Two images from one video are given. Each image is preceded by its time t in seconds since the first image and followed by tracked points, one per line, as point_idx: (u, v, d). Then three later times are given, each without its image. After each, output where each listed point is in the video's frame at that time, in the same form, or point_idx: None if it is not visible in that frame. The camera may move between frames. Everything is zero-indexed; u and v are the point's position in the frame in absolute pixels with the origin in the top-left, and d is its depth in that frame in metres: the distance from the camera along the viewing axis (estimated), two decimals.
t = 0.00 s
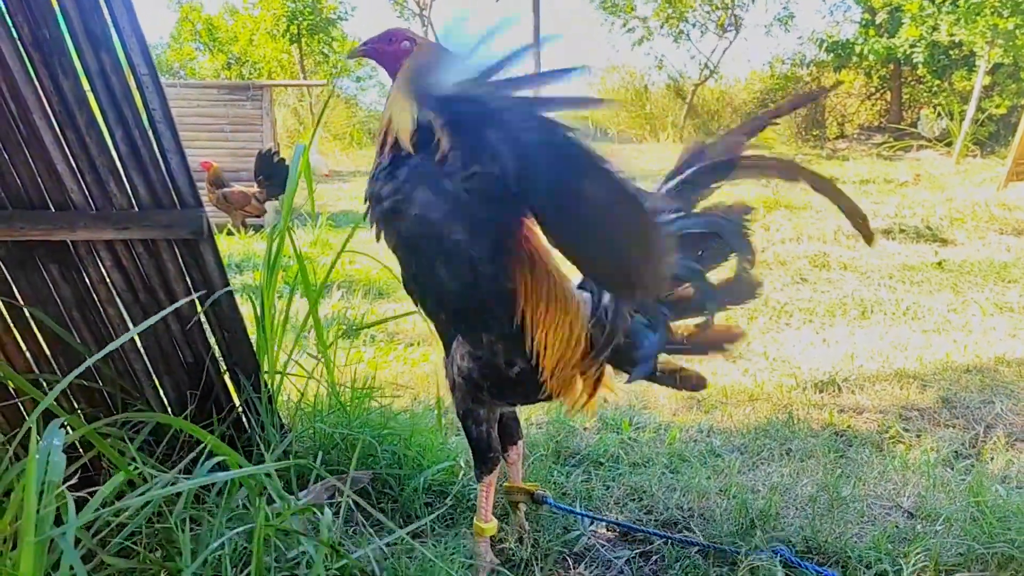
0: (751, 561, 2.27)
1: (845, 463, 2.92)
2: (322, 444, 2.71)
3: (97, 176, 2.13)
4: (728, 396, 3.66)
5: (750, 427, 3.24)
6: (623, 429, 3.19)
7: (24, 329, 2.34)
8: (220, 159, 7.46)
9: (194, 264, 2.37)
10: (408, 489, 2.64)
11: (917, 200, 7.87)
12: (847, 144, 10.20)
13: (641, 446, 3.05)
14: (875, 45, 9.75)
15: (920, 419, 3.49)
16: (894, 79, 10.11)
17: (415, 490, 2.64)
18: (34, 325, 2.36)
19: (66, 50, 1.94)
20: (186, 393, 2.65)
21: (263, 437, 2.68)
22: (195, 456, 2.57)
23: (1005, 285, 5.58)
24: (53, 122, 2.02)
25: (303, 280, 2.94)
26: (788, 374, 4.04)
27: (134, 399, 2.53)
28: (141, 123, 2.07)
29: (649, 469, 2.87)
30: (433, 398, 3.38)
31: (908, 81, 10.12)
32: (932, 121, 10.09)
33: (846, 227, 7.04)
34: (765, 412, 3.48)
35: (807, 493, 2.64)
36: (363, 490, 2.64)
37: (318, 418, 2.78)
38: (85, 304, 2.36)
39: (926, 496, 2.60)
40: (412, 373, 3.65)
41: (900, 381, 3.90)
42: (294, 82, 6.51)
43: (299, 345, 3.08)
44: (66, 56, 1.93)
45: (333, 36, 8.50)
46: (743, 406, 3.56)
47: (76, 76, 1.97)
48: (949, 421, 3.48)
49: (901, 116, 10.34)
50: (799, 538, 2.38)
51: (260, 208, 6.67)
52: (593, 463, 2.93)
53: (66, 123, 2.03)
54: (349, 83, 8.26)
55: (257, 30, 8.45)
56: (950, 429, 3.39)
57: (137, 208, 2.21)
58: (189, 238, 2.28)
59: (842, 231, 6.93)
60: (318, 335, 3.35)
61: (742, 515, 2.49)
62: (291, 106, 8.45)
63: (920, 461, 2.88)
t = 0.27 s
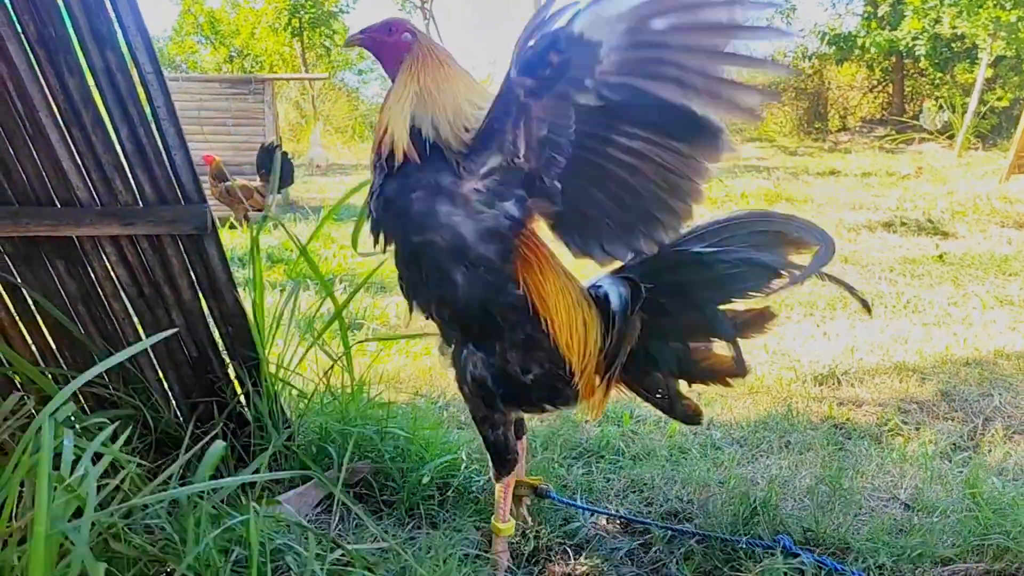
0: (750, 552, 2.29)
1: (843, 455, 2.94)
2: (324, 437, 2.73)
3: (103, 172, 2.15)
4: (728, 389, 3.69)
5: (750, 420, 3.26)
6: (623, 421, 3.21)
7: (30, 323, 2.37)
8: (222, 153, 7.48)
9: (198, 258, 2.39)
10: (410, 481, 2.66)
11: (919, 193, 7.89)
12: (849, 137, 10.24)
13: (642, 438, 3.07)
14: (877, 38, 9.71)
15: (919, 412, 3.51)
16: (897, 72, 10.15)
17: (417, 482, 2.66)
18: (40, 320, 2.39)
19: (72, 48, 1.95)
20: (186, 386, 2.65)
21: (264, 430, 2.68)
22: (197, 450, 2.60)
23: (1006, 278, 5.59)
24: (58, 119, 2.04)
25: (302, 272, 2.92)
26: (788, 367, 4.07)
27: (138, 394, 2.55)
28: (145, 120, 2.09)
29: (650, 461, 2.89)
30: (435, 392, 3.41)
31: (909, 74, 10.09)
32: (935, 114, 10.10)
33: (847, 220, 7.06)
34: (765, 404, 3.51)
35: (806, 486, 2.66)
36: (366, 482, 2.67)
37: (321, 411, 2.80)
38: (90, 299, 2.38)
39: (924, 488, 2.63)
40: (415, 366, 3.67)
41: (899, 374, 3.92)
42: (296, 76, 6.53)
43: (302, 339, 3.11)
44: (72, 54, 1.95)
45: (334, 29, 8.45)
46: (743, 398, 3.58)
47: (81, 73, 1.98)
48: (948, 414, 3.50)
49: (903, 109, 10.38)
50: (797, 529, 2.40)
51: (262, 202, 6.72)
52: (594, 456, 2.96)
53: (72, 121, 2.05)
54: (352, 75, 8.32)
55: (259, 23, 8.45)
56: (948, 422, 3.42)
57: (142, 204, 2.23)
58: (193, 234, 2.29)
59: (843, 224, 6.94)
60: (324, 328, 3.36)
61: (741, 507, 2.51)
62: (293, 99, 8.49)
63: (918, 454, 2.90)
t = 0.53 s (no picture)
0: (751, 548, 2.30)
1: (844, 451, 2.95)
2: (325, 432, 2.73)
3: (103, 167, 2.14)
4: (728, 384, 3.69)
5: (751, 415, 3.26)
6: (624, 416, 3.21)
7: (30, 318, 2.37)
8: (222, 147, 7.48)
9: (198, 253, 2.38)
10: (411, 477, 2.66)
11: (920, 188, 7.89)
12: (849, 132, 10.28)
13: (642, 434, 3.07)
14: (878, 33, 9.81)
15: (919, 407, 3.51)
16: (898, 67, 10.18)
17: (417, 478, 2.66)
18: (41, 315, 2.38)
19: (72, 43, 1.95)
20: (187, 381, 2.64)
21: (265, 425, 2.68)
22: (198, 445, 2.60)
23: (1006, 273, 5.59)
24: (58, 115, 2.03)
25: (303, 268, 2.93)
26: (788, 362, 4.07)
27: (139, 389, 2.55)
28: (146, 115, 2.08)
29: (650, 456, 2.89)
30: (435, 388, 3.41)
31: (911, 69, 10.20)
32: (936, 109, 10.10)
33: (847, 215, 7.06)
34: (765, 400, 3.51)
35: (806, 481, 2.67)
36: (366, 477, 2.67)
37: (321, 407, 2.80)
38: (91, 294, 2.38)
39: (924, 484, 2.63)
40: (415, 362, 3.67)
41: (900, 369, 3.93)
42: (297, 70, 6.54)
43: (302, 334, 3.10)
44: (72, 50, 1.95)
45: (335, 24, 8.55)
46: (743, 394, 3.58)
47: (82, 68, 1.98)
48: (948, 409, 3.50)
49: (904, 104, 10.41)
50: (797, 524, 2.41)
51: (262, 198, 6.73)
52: (595, 451, 2.96)
53: (72, 116, 2.04)
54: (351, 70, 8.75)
55: (259, 18, 8.46)
56: (948, 417, 3.42)
57: (143, 199, 2.22)
58: (193, 230, 2.28)
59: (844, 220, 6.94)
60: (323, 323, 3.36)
61: (742, 503, 2.52)
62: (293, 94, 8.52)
63: (918, 449, 2.91)
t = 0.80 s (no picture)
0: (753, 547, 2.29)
1: (844, 450, 2.94)
2: (326, 431, 2.73)
3: (104, 167, 2.14)
4: (729, 384, 3.69)
5: (752, 415, 3.26)
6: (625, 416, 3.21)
7: (31, 319, 2.36)
8: (224, 147, 7.50)
9: (199, 252, 2.39)
10: (412, 477, 2.66)
11: (921, 188, 7.88)
12: (850, 132, 10.29)
13: (643, 434, 3.07)
14: (879, 33, 9.75)
15: (921, 407, 3.51)
16: (899, 67, 10.19)
17: (419, 477, 2.66)
18: (43, 316, 2.38)
19: (73, 44, 1.96)
20: (188, 381, 2.64)
21: (267, 424, 2.69)
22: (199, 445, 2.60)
23: (1008, 273, 5.58)
24: (59, 115, 2.02)
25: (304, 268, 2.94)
26: (790, 362, 4.07)
27: (140, 389, 2.54)
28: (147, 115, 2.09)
29: (651, 456, 2.89)
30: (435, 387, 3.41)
31: (912, 69, 10.22)
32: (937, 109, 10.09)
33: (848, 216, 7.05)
34: (766, 399, 3.51)
35: (807, 481, 2.66)
36: (367, 476, 2.67)
37: (322, 406, 2.80)
38: (92, 294, 2.38)
39: (925, 484, 2.63)
40: (415, 362, 3.67)
41: (901, 369, 3.92)
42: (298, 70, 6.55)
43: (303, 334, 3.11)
44: (73, 50, 1.95)
45: (337, 25, 8.68)
46: (744, 393, 3.58)
47: (83, 69, 1.98)
48: (950, 409, 3.49)
49: (905, 104, 10.42)
50: (798, 524, 2.40)
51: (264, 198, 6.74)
52: (596, 451, 2.96)
53: (73, 116, 2.04)
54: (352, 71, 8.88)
55: (260, 18, 8.44)
56: (950, 417, 3.42)
57: (144, 199, 2.22)
58: (195, 229, 2.29)
59: (845, 220, 6.93)
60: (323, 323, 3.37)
61: (743, 503, 2.51)
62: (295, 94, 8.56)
63: (919, 449, 2.90)
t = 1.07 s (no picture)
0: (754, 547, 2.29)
1: (845, 451, 2.94)
2: (326, 431, 2.73)
3: (105, 167, 2.14)
4: (730, 384, 3.69)
5: (754, 415, 3.26)
6: (626, 417, 3.21)
7: (32, 319, 2.36)
8: (226, 147, 7.51)
9: (199, 252, 2.39)
10: (412, 478, 2.66)
11: (922, 188, 7.88)
12: (851, 132, 10.31)
13: (644, 434, 3.07)
14: (879, 34, 9.73)
15: (922, 407, 3.51)
16: (900, 67, 10.20)
17: (419, 478, 2.66)
18: (43, 316, 2.38)
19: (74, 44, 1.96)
20: (189, 381, 2.64)
21: (267, 425, 2.68)
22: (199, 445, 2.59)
23: (1009, 274, 5.57)
24: (60, 115, 2.02)
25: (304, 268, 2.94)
26: (791, 362, 4.07)
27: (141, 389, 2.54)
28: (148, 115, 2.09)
29: (652, 457, 2.89)
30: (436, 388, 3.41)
31: (913, 69, 10.22)
32: (938, 109, 10.07)
33: (849, 216, 7.05)
34: (768, 400, 3.51)
35: (808, 482, 2.66)
36: (368, 477, 2.67)
37: (322, 406, 2.80)
38: (93, 294, 2.38)
39: (926, 484, 2.63)
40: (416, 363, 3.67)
41: (902, 369, 3.92)
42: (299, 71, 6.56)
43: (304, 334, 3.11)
44: (74, 50, 1.95)
45: (338, 25, 8.74)
46: (746, 394, 3.58)
47: (84, 69, 1.98)
48: (951, 409, 3.49)
49: (906, 104, 10.43)
50: (799, 525, 2.40)
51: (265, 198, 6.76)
52: (596, 451, 2.96)
53: (74, 116, 2.04)
54: (353, 71, 9.01)
55: (261, 19, 8.44)
56: (951, 417, 3.42)
57: (145, 200, 2.22)
58: (196, 229, 2.29)
59: (846, 220, 6.93)
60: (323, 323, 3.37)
61: (744, 503, 2.51)
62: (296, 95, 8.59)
63: (920, 450, 2.90)
